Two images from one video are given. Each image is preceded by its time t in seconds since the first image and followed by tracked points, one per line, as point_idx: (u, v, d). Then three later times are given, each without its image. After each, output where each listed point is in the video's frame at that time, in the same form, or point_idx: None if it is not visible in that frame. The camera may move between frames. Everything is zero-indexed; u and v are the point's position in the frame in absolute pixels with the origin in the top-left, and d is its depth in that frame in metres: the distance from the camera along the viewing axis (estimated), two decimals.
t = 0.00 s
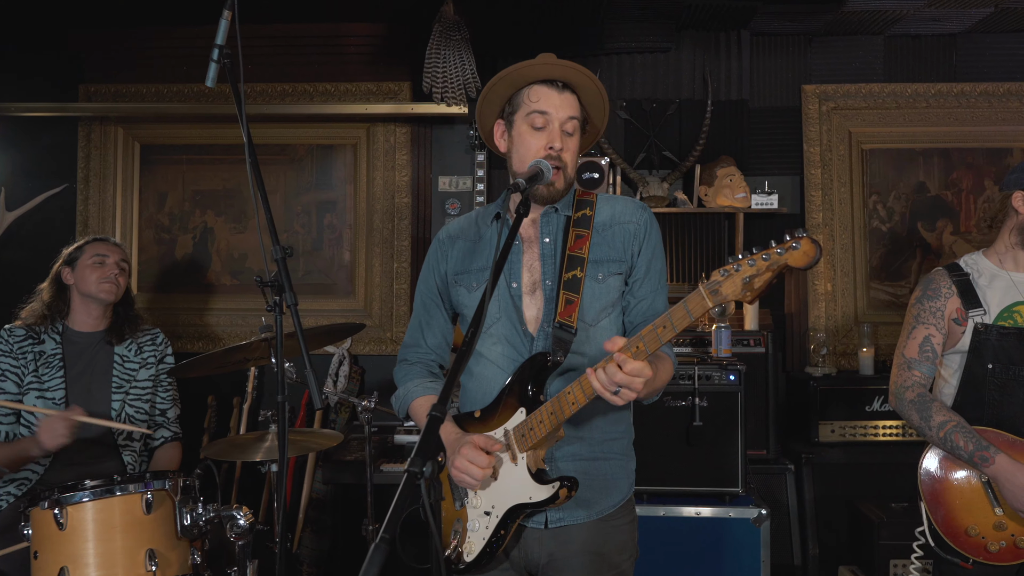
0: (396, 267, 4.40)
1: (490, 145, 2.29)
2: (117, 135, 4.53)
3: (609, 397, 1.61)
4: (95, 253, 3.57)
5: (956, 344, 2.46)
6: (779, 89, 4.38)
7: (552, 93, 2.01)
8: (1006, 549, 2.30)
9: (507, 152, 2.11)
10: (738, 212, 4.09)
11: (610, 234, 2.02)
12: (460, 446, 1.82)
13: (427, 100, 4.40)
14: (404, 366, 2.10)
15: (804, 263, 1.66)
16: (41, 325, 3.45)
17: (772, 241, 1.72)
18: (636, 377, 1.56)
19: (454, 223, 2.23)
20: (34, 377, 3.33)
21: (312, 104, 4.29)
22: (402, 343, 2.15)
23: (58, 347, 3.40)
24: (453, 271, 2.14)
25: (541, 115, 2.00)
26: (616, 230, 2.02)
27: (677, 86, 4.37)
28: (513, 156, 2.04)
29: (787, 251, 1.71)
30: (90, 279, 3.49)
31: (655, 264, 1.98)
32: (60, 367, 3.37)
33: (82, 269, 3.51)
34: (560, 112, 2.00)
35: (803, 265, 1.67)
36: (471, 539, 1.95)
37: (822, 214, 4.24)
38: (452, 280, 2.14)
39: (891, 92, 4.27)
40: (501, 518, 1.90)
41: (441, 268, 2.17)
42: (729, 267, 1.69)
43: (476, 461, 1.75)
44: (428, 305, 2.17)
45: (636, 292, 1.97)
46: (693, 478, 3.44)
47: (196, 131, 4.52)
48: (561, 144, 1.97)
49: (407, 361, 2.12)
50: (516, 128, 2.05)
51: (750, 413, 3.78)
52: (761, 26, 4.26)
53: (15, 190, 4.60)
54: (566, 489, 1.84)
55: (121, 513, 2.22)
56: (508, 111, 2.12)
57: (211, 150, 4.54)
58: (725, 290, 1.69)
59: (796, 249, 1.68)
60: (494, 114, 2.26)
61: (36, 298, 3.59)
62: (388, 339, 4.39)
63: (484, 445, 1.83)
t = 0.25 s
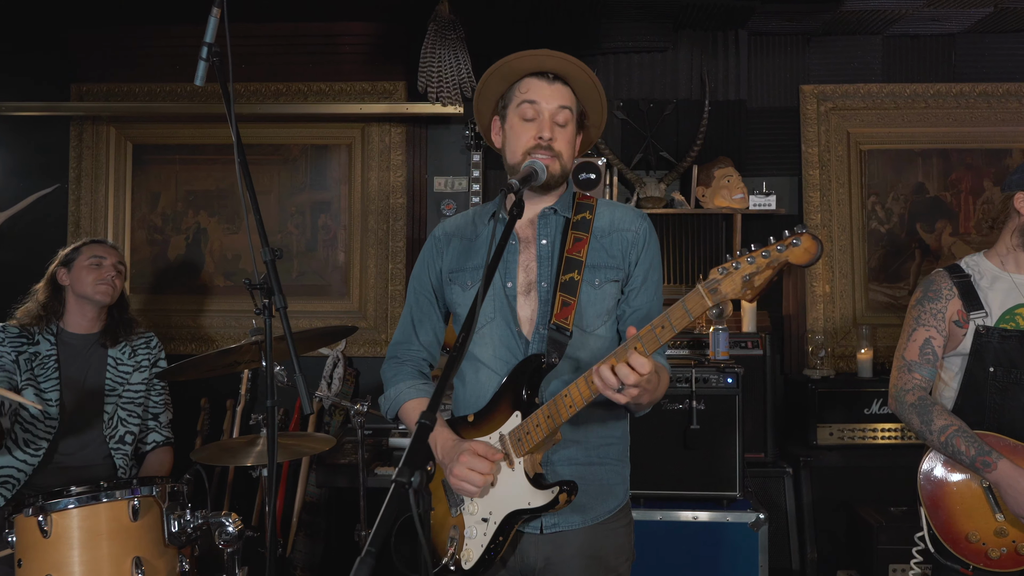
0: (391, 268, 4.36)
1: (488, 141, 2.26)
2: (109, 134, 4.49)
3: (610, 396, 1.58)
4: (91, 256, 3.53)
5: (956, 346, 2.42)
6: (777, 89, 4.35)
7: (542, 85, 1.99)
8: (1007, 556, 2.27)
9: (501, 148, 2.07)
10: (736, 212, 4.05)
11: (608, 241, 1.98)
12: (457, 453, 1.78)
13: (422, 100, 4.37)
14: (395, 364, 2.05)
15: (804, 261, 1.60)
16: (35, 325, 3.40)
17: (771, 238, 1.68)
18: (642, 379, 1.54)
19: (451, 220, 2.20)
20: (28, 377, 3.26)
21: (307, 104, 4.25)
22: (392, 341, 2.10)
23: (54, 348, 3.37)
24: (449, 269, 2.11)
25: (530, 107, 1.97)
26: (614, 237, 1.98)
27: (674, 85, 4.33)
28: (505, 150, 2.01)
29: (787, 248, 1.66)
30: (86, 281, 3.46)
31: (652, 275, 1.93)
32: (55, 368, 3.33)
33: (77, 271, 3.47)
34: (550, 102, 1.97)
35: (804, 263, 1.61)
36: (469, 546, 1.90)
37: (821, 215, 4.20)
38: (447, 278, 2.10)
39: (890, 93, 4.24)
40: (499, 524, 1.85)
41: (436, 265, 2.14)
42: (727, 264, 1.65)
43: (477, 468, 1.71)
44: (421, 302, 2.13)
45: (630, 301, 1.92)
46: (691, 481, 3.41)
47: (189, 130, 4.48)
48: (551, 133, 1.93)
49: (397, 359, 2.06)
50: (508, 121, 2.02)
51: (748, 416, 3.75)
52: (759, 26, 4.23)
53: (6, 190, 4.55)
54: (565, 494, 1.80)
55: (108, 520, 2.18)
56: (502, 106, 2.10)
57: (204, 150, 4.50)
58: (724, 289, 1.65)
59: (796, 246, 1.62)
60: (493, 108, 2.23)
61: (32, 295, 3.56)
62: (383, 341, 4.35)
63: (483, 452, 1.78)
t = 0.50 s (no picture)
0: (387, 269, 4.32)
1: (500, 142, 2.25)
2: (104, 134, 4.45)
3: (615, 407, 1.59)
4: (86, 257, 3.46)
5: (959, 349, 2.38)
6: (777, 89, 4.31)
7: (541, 79, 1.98)
8: (1009, 562, 2.24)
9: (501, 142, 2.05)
10: (736, 212, 4.03)
11: (610, 248, 1.95)
12: (453, 455, 1.75)
13: (420, 99, 4.33)
14: (391, 366, 2.01)
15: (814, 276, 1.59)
16: (30, 326, 3.35)
17: (781, 252, 1.66)
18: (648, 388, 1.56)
19: (448, 220, 2.16)
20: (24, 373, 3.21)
21: (302, 103, 4.22)
22: (388, 342, 2.05)
23: (50, 348, 3.33)
24: (447, 270, 2.07)
25: (523, 99, 1.96)
26: (616, 244, 1.94)
27: (673, 85, 4.30)
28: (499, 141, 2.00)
29: (797, 263, 1.65)
30: (82, 281, 3.41)
31: (652, 285, 1.91)
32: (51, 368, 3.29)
33: (74, 271, 3.42)
34: (543, 96, 1.95)
35: (814, 278, 1.60)
36: (468, 554, 1.87)
37: (821, 215, 4.17)
38: (446, 279, 2.07)
39: (890, 92, 4.20)
40: (499, 534, 1.82)
41: (434, 265, 2.09)
42: (735, 277, 1.64)
43: (471, 470, 1.69)
44: (418, 303, 2.08)
45: (630, 309, 1.90)
46: (690, 485, 3.37)
47: (185, 130, 4.45)
48: (535, 123, 1.90)
49: (393, 360, 2.02)
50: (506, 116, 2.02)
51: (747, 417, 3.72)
52: (758, 24, 4.19)
53: None
54: (567, 504, 1.76)
55: (96, 526, 2.15)
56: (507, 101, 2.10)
57: (200, 150, 4.46)
58: (732, 302, 1.63)
59: (807, 261, 1.61)
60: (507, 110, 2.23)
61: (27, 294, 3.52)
62: (379, 342, 4.31)
63: (481, 456, 1.77)
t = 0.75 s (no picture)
0: (385, 270, 4.28)
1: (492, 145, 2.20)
2: (99, 134, 4.41)
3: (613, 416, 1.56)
4: (83, 259, 3.43)
5: (964, 352, 2.34)
6: (778, 88, 4.27)
7: (539, 76, 1.95)
8: (1015, 570, 2.19)
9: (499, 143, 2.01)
10: (737, 213, 3.98)
11: (610, 250, 1.90)
12: (452, 466, 1.71)
13: (417, 99, 4.29)
14: (388, 372, 1.97)
15: (817, 285, 1.54)
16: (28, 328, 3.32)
17: (783, 260, 1.62)
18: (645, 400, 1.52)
19: (447, 222, 2.12)
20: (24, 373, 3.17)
21: (299, 103, 4.18)
22: (385, 347, 2.02)
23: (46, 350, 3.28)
24: (444, 273, 2.03)
25: (525, 96, 1.92)
26: (615, 246, 1.90)
27: (673, 84, 4.26)
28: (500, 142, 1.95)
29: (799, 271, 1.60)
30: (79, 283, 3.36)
31: (653, 285, 1.86)
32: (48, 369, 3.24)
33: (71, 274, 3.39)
34: (546, 93, 1.92)
35: (817, 288, 1.55)
36: (465, 562, 1.83)
37: (822, 216, 4.14)
38: (443, 282, 2.03)
39: (893, 91, 4.16)
40: (497, 542, 1.78)
41: (432, 269, 2.06)
42: (735, 286, 1.60)
43: (470, 481, 1.65)
44: (416, 307, 2.05)
45: (633, 311, 1.85)
46: (690, 489, 3.33)
47: (181, 130, 4.41)
48: (542, 120, 1.86)
49: (391, 366, 1.99)
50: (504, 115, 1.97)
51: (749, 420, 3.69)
52: (759, 23, 4.15)
53: None
54: (565, 513, 1.74)
55: (86, 534, 2.11)
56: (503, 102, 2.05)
57: (196, 150, 4.42)
58: (732, 311, 1.60)
59: (809, 270, 1.57)
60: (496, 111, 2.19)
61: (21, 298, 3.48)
62: (377, 344, 4.27)
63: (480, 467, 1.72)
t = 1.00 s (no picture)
0: (383, 270, 4.24)
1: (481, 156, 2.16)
2: (95, 133, 4.37)
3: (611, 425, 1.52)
4: (85, 261, 3.41)
5: (969, 355, 2.30)
6: (780, 87, 4.23)
7: (526, 71, 1.92)
8: None
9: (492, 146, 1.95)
10: (738, 213, 3.94)
11: (609, 248, 1.86)
12: (446, 473, 1.66)
13: (415, 97, 4.25)
14: (388, 376, 1.94)
15: (817, 289, 1.50)
16: (28, 329, 3.27)
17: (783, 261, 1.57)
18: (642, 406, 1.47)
19: (444, 223, 2.08)
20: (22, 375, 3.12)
21: (296, 101, 4.14)
22: (384, 352, 1.99)
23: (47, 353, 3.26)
24: (442, 275, 1.99)
25: (516, 91, 1.89)
26: (615, 245, 1.86)
27: (674, 83, 4.22)
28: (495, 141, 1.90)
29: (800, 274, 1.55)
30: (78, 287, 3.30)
31: (655, 284, 1.82)
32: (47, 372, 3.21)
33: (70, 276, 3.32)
34: (536, 85, 1.89)
35: (817, 291, 1.50)
36: (461, 567, 1.79)
37: (824, 216, 4.09)
38: (441, 285, 1.99)
39: (896, 90, 4.12)
40: (492, 547, 1.74)
41: (429, 271, 2.02)
42: (735, 289, 1.55)
43: (464, 491, 1.61)
44: (413, 309, 2.01)
45: (634, 311, 1.81)
46: (691, 492, 3.29)
47: (177, 129, 4.37)
48: (541, 111, 1.83)
49: (390, 370, 1.95)
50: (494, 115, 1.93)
51: (750, 423, 3.64)
52: (761, 21, 4.11)
53: None
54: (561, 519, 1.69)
55: (74, 541, 2.07)
56: (489, 104, 2.01)
57: (192, 149, 4.38)
58: (731, 315, 1.55)
59: (810, 273, 1.52)
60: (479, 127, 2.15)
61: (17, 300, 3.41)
62: (374, 345, 4.23)
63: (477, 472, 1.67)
